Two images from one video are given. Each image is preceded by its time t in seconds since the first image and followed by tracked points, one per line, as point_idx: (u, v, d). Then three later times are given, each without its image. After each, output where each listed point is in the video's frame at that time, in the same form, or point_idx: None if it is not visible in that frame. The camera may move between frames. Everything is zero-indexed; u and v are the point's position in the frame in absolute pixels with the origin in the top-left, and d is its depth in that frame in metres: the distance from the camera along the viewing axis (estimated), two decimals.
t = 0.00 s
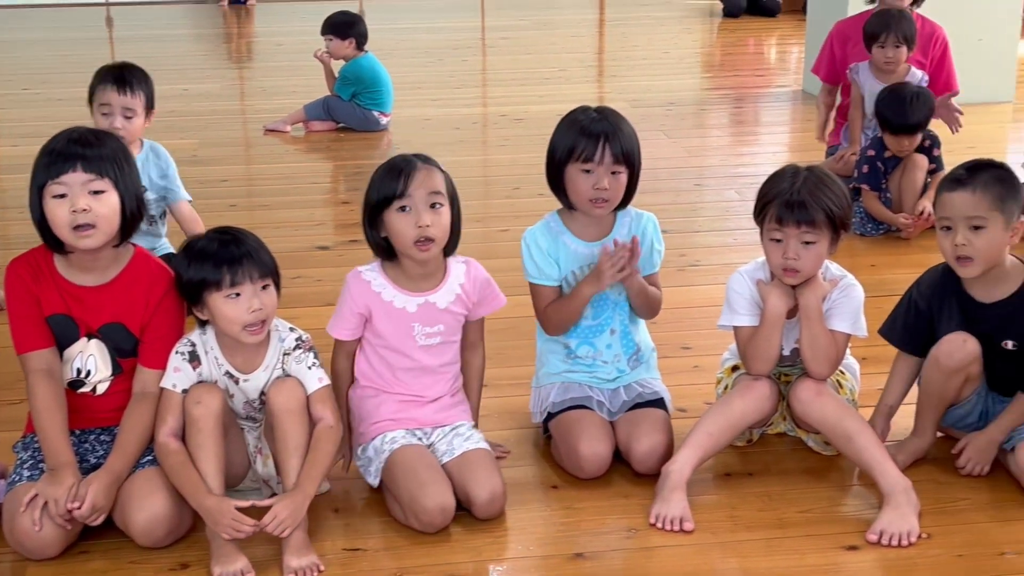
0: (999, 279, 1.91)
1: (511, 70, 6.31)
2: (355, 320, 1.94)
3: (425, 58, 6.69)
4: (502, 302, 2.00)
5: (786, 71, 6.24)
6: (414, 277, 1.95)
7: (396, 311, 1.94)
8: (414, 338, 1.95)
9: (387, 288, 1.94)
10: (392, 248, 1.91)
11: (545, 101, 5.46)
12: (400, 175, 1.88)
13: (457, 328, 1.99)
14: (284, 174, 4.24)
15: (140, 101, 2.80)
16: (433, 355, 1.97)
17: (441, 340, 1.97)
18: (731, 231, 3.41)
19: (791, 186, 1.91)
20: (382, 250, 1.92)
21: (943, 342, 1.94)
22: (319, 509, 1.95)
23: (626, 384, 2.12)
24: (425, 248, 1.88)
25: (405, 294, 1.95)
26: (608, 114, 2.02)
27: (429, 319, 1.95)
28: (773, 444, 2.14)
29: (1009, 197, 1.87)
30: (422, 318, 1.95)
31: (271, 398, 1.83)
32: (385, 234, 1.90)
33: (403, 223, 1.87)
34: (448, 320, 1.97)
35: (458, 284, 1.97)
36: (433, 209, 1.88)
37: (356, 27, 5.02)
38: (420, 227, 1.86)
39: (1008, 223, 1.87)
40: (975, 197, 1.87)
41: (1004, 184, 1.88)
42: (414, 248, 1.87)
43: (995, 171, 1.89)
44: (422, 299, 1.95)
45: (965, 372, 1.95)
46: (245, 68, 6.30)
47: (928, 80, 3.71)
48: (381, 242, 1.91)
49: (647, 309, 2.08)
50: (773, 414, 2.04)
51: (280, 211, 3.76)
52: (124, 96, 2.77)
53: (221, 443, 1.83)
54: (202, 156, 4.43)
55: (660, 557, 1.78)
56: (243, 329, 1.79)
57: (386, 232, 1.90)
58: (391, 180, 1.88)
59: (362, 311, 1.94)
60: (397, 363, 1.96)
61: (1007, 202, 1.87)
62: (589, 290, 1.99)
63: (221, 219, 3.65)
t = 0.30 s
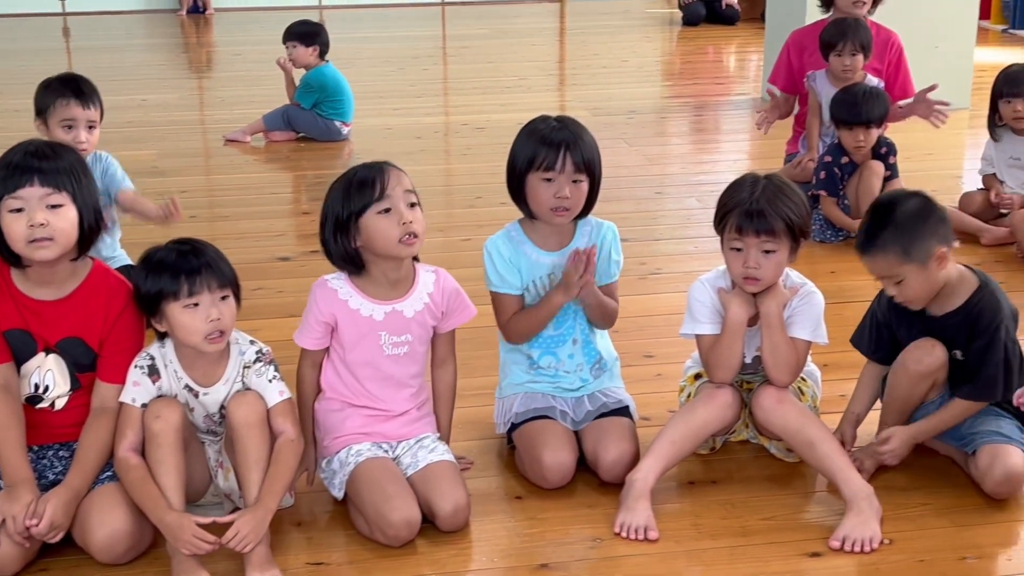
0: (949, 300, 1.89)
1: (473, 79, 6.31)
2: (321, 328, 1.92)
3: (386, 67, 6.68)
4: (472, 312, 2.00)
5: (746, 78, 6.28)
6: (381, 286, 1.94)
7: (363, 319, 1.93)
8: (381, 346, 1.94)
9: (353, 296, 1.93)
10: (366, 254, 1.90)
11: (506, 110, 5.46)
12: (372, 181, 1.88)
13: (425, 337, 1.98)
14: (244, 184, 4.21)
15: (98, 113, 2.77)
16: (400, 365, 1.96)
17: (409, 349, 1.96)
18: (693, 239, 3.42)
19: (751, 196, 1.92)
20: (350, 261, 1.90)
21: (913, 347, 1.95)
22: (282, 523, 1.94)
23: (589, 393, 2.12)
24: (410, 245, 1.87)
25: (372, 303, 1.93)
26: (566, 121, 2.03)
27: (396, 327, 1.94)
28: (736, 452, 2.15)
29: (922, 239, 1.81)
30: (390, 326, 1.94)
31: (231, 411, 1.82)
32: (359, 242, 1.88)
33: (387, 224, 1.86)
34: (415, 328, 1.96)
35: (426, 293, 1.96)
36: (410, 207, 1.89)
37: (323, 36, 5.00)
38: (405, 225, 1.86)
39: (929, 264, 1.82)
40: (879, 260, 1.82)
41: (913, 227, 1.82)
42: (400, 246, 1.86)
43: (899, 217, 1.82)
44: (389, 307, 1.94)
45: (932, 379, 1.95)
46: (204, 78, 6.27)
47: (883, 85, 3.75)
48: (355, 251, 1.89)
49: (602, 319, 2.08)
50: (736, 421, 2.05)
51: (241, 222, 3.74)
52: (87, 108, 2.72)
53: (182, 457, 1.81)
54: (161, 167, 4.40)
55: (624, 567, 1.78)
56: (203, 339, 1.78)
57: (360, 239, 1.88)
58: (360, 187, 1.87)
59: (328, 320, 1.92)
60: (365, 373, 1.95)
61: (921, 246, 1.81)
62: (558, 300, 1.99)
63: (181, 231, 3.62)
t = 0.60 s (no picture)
0: (893, 313, 1.89)
1: (439, 86, 6.31)
2: (299, 337, 1.91)
3: (351, 74, 6.66)
4: (447, 315, 1.99)
5: (711, 86, 6.31)
6: (359, 292, 1.93)
7: (341, 326, 1.91)
8: (360, 353, 1.93)
9: (331, 303, 1.92)
10: (342, 265, 1.89)
11: (473, 117, 5.46)
12: (347, 192, 1.85)
13: (403, 342, 1.97)
14: (210, 193, 4.19)
15: (59, 116, 2.74)
16: (380, 371, 1.95)
17: (388, 355, 1.95)
18: (660, 246, 3.44)
19: (716, 203, 1.92)
20: (325, 271, 1.89)
21: (879, 355, 1.91)
22: (249, 534, 1.92)
23: (557, 400, 2.12)
24: (385, 257, 1.86)
25: (349, 309, 1.92)
26: (531, 128, 2.03)
27: (375, 333, 1.93)
28: (704, 457, 2.16)
29: (849, 280, 1.80)
30: (368, 332, 1.93)
31: (197, 422, 1.81)
32: (335, 253, 1.87)
33: (362, 237, 1.84)
34: (393, 334, 1.95)
35: (403, 298, 1.95)
36: (384, 218, 1.87)
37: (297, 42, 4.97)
38: (380, 237, 1.85)
39: (859, 301, 1.83)
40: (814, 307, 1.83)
41: (838, 270, 1.81)
42: (376, 259, 1.85)
43: (825, 260, 1.81)
44: (367, 313, 1.93)
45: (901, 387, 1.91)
46: (169, 86, 6.23)
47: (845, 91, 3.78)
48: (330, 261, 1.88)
49: (577, 324, 2.10)
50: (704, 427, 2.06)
51: (207, 231, 3.72)
52: (48, 112, 2.69)
53: (148, 469, 1.80)
54: (126, 176, 4.37)
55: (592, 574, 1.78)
56: (167, 348, 1.76)
57: (337, 250, 1.86)
58: (336, 198, 1.85)
59: (306, 327, 1.90)
60: (345, 380, 1.94)
61: (849, 287, 1.81)
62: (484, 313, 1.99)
63: (146, 240, 3.60)
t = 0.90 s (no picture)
0: (852, 323, 1.89)
1: (407, 93, 6.31)
2: (266, 345, 1.89)
3: (319, 81, 6.65)
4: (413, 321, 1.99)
5: (678, 91, 6.34)
6: (326, 298, 1.92)
7: (308, 332, 1.91)
8: (328, 359, 1.92)
9: (298, 310, 1.91)
10: (314, 272, 1.87)
11: (441, 124, 5.46)
12: (334, 200, 1.84)
13: (370, 349, 1.97)
14: (177, 201, 4.17)
15: (21, 117, 2.70)
16: (348, 377, 1.95)
17: (355, 360, 1.95)
18: (628, 251, 3.45)
19: (682, 209, 1.93)
20: (296, 277, 1.87)
21: (842, 361, 1.91)
22: (217, 543, 1.91)
23: (527, 406, 2.12)
24: (359, 269, 1.86)
25: (316, 316, 1.91)
26: (503, 136, 2.03)
27: (342, 340, 1.92)
28: (673, 461, 2.17)
29: (805, 303, 1.78)
30: (335, 338, 1.92)
31: (162, 432, 1.79)
32: (307, 258, 1.85)
33: (342, 248, 1.83)
34: (361, 339, 1.94)
35: (369, 303, 1.95)
36: (364, 229, 1.87)
37: (268, 48, 4.93)
38: (360, 250, 1.84)
39: (817, 320, 1.80)
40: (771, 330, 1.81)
41: (793, 293, 1.78)
42: (352, 270, 1.85)
43: (780, 284, 1.77)
44: (334, 319, 1.92)
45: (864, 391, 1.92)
46: (134, 94, 6.19)
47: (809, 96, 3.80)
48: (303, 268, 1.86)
49: (544, 333, 2.09)
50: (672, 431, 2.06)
51: (174, 240, 3.70)
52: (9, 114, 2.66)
53: (114, 480, 1.78)
54: (92, 184, 4.34)
55: None
56: (132, 360, 1.75)
57: (310, 256, 1.85)
58: (326, 203, 1.84)
59: (273, 335, 1.89)
60: (313, 387, 1.93)
61: (806, 309, 1.78)
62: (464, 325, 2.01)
63: (112, 249, 3.58)
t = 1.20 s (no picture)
0: (817, 331, 1.90)
1: (376, 99, 6.31)
2: (232, 356, 1.89)
3: (287, 88, 6.63)
4: (381, 331, 1.99)
5: (646, 97, 6.36)
6: (291, 306, 1.92)
7: (275, 341, 1.90)
8: (295, 367, 1.92)
9: (264, 320, 1.90)
10: (281, 277, 1.86)
11: (410, 130, 5.46)
12: (301, 204, 1.84)
13: (337, 358, 1.96)
14: (145, 209, 4.15)
15: None
16: (315, 385, 1.94)
17: (322, 368, 1.94)
18: (598, 256, 3.46)
19: (650, 214, 1.93)
20: (262, 283, 1.87)
21: (808, 368, 1.92)
22: (187, 553, 1.90)
23: (497, 412, 2.13)
24: (325, 274, 1.85)
25: (282, 324, 1.91)
26: (473, 143, 2.04)
27: (309, 347, 1.92)
28: (643, 466, 2.18)
29: (769, 317, 1.79)
30: (302, 346, 1.92)
31: (132, 441, 1.79)
32: (275, 264, 1.85)
33: (308, 252, 1.83)
34: (327, 346, 1.94)
35: (335, 311, 1.95)
36: (331, 234, 1.87)
37: (238, 55, 4.91)
38: (326, 254, 1.84)
39: (782, 333, 1.82)
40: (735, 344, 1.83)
41: (757, 307, 1.79)
42: (319, 274, 1.84)
43: (744, 299, 1.79)
44: (300, 327, 1.92)
45: (830, 395, 1.93)
46: (102, 101, 6.16)
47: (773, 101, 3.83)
48: (269, 273, 1.86)
49: (513, 341, 2.09)
50: (642, 436, 2.07)
51: (142, 247, 3.68)
52: None
53: (83, 490, 1.77)
54: (60, 193, 4.31)
55: None
56: (102, 368, 1.74)
57: (278, 261, 1.84)
58: (293, 207, 1.83)
59: (239, 345, 1.89)
60: (279, 396, 1.93)
61: (770, 323, 1.79)
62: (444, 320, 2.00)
63: (81, 257, 3.56)
